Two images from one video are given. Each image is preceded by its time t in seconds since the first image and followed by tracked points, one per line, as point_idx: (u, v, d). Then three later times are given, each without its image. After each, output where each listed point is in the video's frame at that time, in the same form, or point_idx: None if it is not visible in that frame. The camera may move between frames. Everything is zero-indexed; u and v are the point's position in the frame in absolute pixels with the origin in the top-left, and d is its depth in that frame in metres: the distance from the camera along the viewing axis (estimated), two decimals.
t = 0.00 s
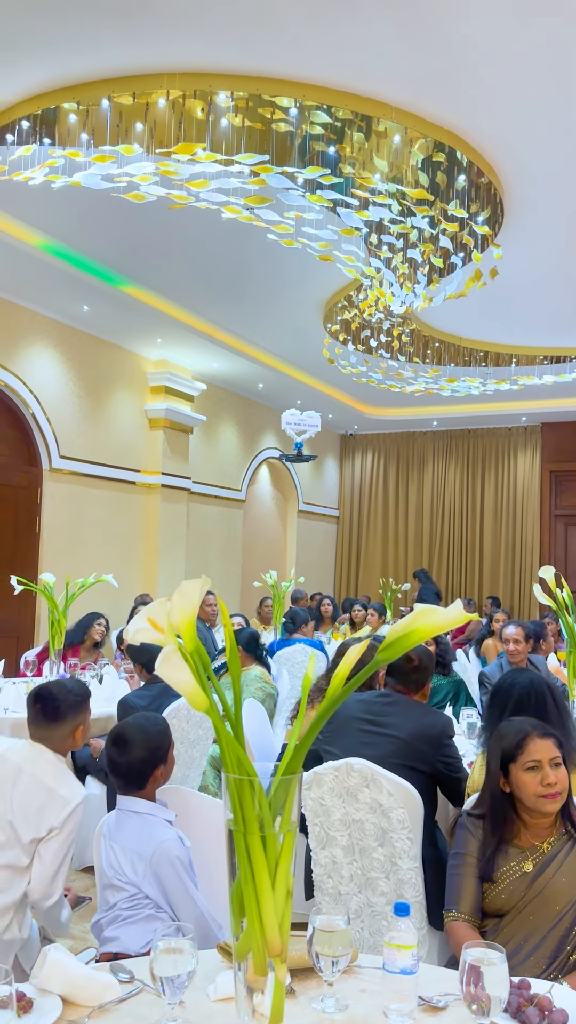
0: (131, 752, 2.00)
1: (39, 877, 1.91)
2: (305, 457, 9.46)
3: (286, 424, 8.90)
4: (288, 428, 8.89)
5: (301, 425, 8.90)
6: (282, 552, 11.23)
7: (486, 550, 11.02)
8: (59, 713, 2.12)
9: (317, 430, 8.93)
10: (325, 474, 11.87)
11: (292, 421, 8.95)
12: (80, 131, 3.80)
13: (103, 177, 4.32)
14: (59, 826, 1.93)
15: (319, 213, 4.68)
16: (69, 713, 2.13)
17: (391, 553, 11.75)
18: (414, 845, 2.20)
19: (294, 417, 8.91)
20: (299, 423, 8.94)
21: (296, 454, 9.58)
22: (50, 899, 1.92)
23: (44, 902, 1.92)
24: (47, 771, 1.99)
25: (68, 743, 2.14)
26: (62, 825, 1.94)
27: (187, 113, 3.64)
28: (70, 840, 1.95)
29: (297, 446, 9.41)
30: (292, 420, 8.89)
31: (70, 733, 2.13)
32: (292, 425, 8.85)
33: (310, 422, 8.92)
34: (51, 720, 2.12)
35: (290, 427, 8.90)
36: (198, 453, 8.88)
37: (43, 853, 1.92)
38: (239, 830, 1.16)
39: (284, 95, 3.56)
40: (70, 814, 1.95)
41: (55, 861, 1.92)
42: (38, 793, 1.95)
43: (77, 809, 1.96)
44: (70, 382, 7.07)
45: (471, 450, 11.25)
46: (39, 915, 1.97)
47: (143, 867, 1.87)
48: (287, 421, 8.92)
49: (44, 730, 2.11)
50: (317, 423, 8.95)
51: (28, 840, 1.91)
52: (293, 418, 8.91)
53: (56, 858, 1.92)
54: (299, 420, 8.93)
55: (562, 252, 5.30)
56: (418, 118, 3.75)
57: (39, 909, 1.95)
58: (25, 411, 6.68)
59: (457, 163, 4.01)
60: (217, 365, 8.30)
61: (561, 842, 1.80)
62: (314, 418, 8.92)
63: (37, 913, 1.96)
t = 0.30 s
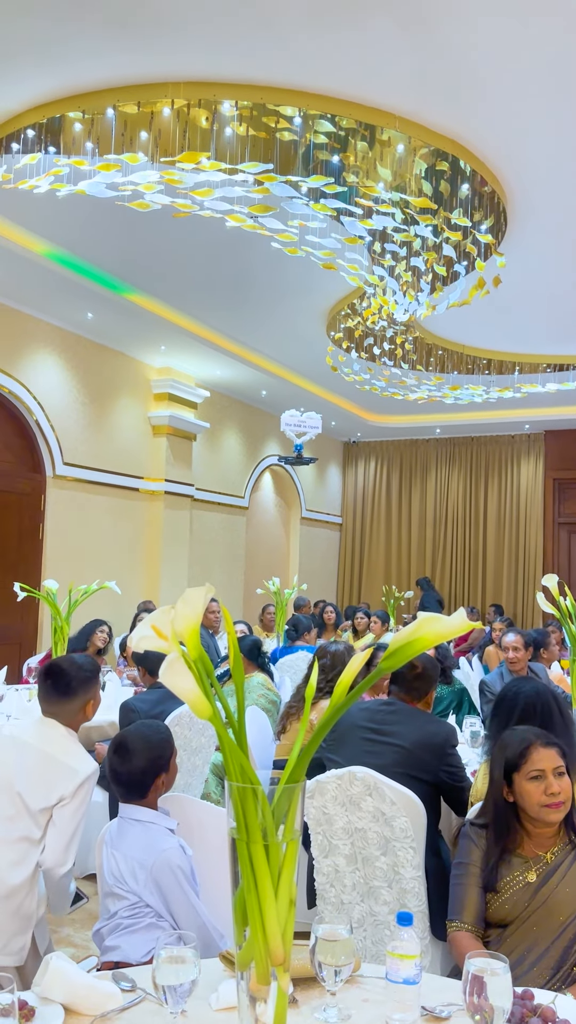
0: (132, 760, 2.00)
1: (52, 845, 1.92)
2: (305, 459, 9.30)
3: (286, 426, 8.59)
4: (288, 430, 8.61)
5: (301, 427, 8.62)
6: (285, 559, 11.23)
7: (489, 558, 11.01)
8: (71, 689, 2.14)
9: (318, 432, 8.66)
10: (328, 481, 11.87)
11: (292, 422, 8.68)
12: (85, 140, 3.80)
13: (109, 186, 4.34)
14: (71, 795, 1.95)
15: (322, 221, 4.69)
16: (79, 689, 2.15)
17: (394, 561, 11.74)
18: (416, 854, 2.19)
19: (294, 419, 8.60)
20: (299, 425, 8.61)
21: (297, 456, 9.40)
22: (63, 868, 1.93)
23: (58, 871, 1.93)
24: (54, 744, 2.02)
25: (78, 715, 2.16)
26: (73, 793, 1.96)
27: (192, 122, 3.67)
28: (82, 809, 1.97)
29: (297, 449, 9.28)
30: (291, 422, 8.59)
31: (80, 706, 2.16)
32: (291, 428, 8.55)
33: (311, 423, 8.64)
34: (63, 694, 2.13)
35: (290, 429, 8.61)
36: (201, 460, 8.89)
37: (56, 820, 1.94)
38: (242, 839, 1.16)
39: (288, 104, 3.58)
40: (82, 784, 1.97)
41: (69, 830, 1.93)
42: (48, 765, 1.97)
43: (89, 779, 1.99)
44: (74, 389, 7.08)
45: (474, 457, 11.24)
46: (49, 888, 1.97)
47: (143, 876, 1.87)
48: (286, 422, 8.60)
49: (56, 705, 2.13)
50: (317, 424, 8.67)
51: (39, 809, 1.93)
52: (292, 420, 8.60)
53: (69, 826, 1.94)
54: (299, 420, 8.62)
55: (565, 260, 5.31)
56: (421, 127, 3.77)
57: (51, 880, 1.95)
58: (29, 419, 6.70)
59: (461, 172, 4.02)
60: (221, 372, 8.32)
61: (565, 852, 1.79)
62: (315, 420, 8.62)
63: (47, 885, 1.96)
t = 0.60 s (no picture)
0: (136, 767, 2.00)
1: (66, 807, 1.94)
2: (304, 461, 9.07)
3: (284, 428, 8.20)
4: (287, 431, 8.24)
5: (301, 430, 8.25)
6: (287, 567, 11.23)
7: (492, 565, 11.00)
8: (57, 648, 2.11)
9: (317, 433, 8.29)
10: (331, 488, 11.88)
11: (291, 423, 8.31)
12: (91, 148, 3.79)
13: (113, 194, 4.37)
14: (76, 759, 1.97)
15: (325, 230, 4.71)
16: (65, 648, 2.12)
17: (396, 568, 11.73)
18: (419, 863, 2.19)
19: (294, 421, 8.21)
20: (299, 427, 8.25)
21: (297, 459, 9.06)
22: (79, 829, 1.94)
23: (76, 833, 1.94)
24: (46, 714, 2.00)
25: (66, 676, 2.11)
26: (80, 757, 1.97)
27: (196, 132, 3.67)
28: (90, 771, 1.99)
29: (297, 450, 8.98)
30: (291, 424, 8.19)
31: (68, 667, 2.11)
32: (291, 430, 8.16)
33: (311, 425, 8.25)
34: (50, 655, 2.09)
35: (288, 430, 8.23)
36: (204, 468, 8.90)
37: (66, 786, 1.95)
38: (245, 847, 1.16)
39: (292, 114, 3.60)
40: (85, 747, 1.99)
41: (80, 790, 1.95)
42: (47, 739, 1.98)
43: (92, 741, 2.01)
44: (78, 397, 7.10)
45: (477, 465, 11.25)
46: (70, 857, 1.97)
47: (145, 884, 1.86)
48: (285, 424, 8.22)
49: (44, 665, 2.08)
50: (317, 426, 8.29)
51: (49, 782, 1.95)
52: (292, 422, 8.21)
53: (78, 789, 1.95)
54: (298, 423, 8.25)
55: (567, 270, 5.33)
56: (424, 136, 3.79)
57: (70, 846, 1.95)
58: (32, 426, 6.72)
59: (464, 182, 4.04)
60: (224, 380, 8.34)
61: (567, 862, 1.79)
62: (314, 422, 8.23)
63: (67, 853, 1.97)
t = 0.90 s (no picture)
0: (137, 775, 2.00)
1: (63, 803, 1.94)
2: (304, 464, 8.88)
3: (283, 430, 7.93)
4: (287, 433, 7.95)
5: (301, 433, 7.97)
6: (288, 574, 11.22)
7: (493, 574, 10.99)
8: (48, 642, 2.07)
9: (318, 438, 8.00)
10: (332, 496, 11.88)
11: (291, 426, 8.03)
12: (93, 158, 3.88)
13: (117, 204, 4.39)
14: (68, 752, 1.96)
15: (328, 239, 4.73)
16: (57, 642, 2.08)
17: (398, 577, 11.72)
18: (421, 872, 2.18)
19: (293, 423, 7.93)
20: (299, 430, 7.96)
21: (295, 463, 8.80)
22: (80, 823, 1.95)
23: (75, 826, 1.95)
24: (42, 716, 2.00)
25: (61, 671, 2.08)
26: (71, 750, 1.97)
27: (199, 141, 3.70)
28: (85, 764, 1.98)
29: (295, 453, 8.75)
30: (290, 427, 7.90)
31: (62, 660, 2.08)
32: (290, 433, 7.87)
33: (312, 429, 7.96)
34: (42, 650, 2.06)
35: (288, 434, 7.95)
36: (206, 476, 8.92)
37: (61, 782, 1.95)
38: (249, 856, 1.16)
39: (294, 124, 3.63)
40: (77, 742, 1.98)
41: (75, 786, 1.95)
42: (40, 738, 1.97)
43: (84, 735, 1.99)
44: (80, 405, 7.12)
45: (478, 473, 11.25)
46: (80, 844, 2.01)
47: (148, 892, 1.86)
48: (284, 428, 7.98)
49: (37, 660, 2.06)
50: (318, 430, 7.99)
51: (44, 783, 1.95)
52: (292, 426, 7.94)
53: (74, 782, 1.95)
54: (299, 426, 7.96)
55: (569, 279, 5.34)
56: (426, 147, 3.81)
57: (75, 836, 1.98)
58: (35, 433, 6.73)
59: (466, 192, 4.06)
60: (226, 388, 8.36)
61: (570, 872, 1.78)
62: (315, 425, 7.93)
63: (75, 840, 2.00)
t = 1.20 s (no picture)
0: (138, 785, 1.98)
1: (68, 801, 1.95)
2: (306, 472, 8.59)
3: (281, 431, 7.60)
4: (285, 436, 7.58)
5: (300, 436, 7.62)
6: (289, 582, 11.21)
7: (495, 583, 10.98)
8: (39, 651, 2.09)
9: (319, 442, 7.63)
10: (333, 504, 11.89)
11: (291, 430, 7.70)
12: (97, 168, 3.88)
13: (120, 213, 4.41)
14: (62, 753, 1.97)
15: (330, 249, 4.75)
16: (49, 650, 2.10)
17: (399, 585, 11.72)
18: (422, 882, 2.18)
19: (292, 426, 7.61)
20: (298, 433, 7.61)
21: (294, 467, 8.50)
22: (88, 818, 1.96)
23: (86, 822, 1.96)
24: (36, 722, 2.00)
25: (53, 680, 2.09)
26: (65, 750, 1.98)
27: (202, 151, 3.73)
28: (79, 761, 1.99)
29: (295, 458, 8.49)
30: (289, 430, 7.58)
31: (53, 669, 2.09)
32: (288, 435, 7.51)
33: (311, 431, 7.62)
34: (33, 659, 2.08)
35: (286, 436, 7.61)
36: (207, 484, 8.93)
37: (61, 782, 1.95)
38: (251, 865, 1.16)
39: (297, 134, 3.66)
40: (69, 741, 1.99)
41: (76, 783, 1.96)
42: (30, 743, 1.97)
43: (75, 733, 2.00)
44: (82, 413, 7.14)
45: (479, 482, 11.26)
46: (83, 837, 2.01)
47: (149, 901, 1.86)
48: (283, 429, 7.62)
49: (29, 669, 2.07)
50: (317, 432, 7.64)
51: (38, 786, 1.95)
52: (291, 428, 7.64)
53: (75, 779, 1.96)
54: (298, 428, 7.65)
55: (569, 289, 5.37)
56: (428, 157, 3.83)
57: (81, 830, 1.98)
58: (37, 441, 6.74)
59: (467, 202, 4.08)
60: (227, 396, 8.37)
61: (573, 881, 1.77)
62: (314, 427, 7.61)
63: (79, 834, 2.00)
